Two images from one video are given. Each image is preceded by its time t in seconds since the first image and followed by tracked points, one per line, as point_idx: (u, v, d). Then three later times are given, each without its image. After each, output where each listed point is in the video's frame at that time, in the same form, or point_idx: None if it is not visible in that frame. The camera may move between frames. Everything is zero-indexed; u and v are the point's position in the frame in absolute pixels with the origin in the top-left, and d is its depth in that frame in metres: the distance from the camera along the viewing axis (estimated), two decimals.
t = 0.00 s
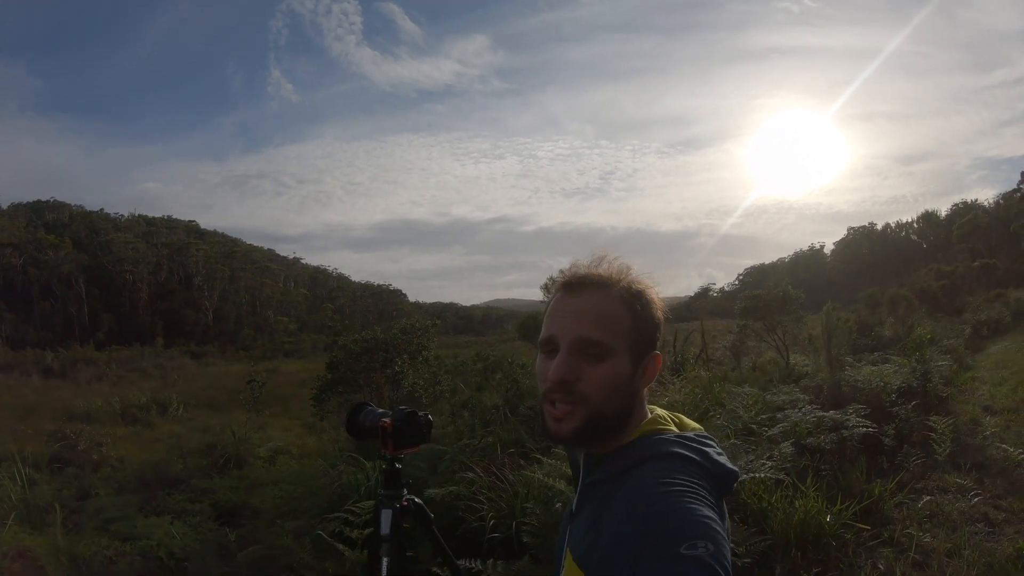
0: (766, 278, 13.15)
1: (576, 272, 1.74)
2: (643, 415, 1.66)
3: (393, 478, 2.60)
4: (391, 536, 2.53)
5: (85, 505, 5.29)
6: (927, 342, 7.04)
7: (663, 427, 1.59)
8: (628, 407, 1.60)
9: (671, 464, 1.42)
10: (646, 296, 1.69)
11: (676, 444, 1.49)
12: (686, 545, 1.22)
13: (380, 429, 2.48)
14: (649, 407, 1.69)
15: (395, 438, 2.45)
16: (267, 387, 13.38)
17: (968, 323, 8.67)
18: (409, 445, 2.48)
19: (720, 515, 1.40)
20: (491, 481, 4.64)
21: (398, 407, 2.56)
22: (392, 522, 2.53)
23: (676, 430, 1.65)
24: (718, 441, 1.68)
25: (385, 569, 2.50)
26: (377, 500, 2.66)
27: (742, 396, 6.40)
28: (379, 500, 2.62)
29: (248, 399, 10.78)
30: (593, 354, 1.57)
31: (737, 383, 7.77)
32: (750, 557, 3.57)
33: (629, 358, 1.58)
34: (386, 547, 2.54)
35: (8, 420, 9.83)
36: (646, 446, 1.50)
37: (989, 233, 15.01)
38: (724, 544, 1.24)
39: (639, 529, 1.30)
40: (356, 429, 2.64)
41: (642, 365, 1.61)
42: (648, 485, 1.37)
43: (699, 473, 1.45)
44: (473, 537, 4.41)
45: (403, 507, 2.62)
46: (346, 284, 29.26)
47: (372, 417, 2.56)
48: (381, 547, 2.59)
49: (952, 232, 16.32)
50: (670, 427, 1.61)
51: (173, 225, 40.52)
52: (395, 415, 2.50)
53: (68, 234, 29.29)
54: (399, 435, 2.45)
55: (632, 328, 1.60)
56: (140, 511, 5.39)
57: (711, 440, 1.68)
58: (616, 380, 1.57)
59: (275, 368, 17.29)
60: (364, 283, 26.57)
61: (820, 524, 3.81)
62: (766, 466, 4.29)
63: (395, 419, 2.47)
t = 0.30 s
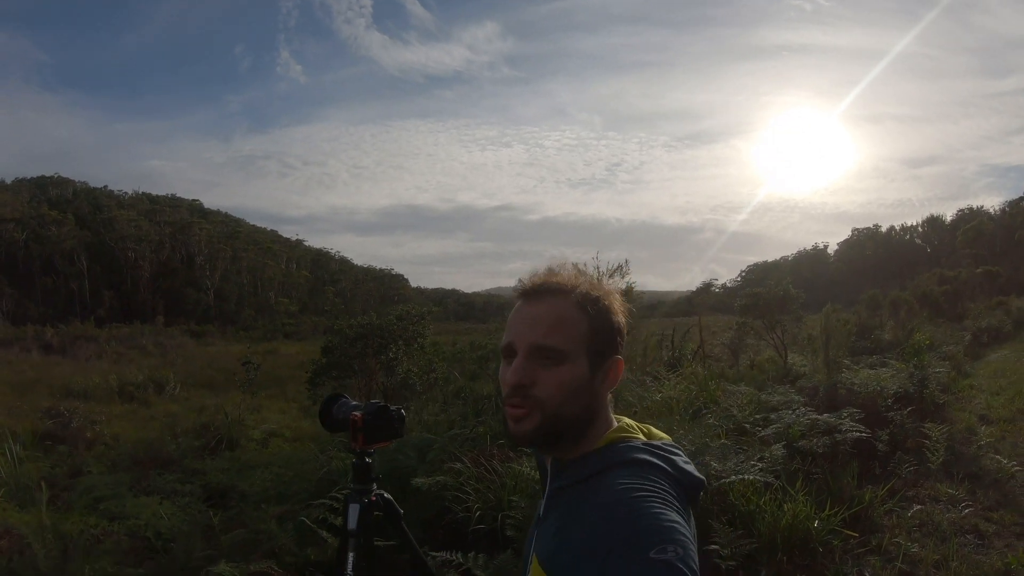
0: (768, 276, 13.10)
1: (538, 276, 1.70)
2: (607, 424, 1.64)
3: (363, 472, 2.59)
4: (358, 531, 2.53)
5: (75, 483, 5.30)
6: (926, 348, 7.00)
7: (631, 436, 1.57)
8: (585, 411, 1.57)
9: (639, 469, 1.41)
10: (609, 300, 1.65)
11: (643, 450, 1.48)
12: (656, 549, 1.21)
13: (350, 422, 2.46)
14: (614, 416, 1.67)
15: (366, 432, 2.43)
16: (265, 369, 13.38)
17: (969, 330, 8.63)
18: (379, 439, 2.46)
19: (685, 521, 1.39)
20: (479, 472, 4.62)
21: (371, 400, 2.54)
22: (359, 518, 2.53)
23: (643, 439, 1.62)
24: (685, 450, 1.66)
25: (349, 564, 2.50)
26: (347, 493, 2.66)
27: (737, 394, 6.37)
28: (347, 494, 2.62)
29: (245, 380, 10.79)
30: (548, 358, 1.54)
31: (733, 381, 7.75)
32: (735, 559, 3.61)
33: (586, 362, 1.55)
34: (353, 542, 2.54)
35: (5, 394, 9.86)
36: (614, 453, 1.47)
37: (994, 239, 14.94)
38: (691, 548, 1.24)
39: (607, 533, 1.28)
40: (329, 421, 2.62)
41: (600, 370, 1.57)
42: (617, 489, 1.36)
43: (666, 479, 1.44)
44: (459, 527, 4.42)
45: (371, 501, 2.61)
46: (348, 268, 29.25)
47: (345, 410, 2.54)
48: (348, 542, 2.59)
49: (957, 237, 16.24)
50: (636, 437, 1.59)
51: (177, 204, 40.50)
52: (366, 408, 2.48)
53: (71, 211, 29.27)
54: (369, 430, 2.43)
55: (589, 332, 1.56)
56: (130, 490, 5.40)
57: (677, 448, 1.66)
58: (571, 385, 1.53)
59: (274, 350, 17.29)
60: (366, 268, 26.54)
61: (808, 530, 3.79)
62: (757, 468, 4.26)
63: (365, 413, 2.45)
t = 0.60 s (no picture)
0: (778, 273, 13.02)
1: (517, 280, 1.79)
2: (598, 422, 1.61)
3: (362, 468, 2.59)
4: (357, 527, 2.54)
5: (83, 475, 5.34)
6: (936, 347, 6.94)
7: (626, 431, 1.54)
8: (538, 408, 1.58)
9: (632, 463, 1.40)
10: (565, 293, 1.63)
11: (637, 445, 1.46)
12: (650, 541, 1.21)
13: (351, 417, 2.46)
14: (608, 411, 1.65)
15: (365, 427, 2.43)
16: (274, 362, 13.43)
17: (979, 330, 8.55)
18: (380, 434, 2.45)
19: (681, 514, 1.38)
20: (484, 467, 4.61)
21: (371, 395, 2.54)
22: (358, 513, 2.54)
23: (639, 435, 1.60)
24: (680, 444, 1.64)
25: (349, 559, 2.50)
26: (347, 488, 2.67)
27: (745, 392, 6.34)
28: (348, 489, 2.64)
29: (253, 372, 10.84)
30: (494, 357, 1.61)
31: (741, 378, 7.71)
32: (740, 559, 3.62)
33: (526, 360, 1.57)
34: (352, 537, 2.55)
35: (15, 387, 9.93)
36: (609, 448, 1.45)
37: (1006, 239, 14.80)
38: (685, 540, 1.23)
39: (601, 530, 1.27)
40: (330, 415, 2.62)
41: (546, 366, 1.57)
42: (611, 483, 1.34)
43: (661, 472, 1.42)
44: (464, 522, 4.43)
45: (371, 497, 2.62)
46: (357, 261, 29.31)
47: (345, 405, 2.54)
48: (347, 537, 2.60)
49: (968, 236, 16.10)
50: (632, 433, 1.56)
51: (188, 197, 40.71)
52: (366, 403, 2.48)
53: (82, 203, 29.44)
54: (369, 425, 2.43)
55: (528, 331, 1.58)
56: (137, 482, 5.44)
57: (673, 443, 1.64)
58: (513, 382, 1.58)
59: (283, 343, 17.36)
60: (375, 262, 26.58)
61: (813, 529, 3.77)
62: (763, 466, 4.23)
63: (365, 408, 2.45)
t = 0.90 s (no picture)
0: (790, 275, 12.92)
1: (511, 279, 1.79)
2: (588, 418, 1.58)
3: (365, 464, 2.58)
4: (358, 524, 2.53)
5: (92, 470, 5.37)
6: (949, 351, 6.86)
7: (615, 426, 1.52)
8: (520, 406, 1.57)
9: (620, 458, 1.37)
10: (547, 289, 1.61)
11: (625, 439, 1.44)
12: (636, 535, 1.18)
13: (354, 413, 2.45)
14: (598, 406, 1.62)
15: (368, 423, 2.42)
16: (285, 360, 13.48)
17: (993, 334, 8.45)
18: (383, 431, 2.44)
19: (669, 508, 1.36)
20: (493, 467, 4.58)
21: (376, 391, 2.53)
22: (359, 510, 2.53)
23: (628, 429, 1.57)
24: (669, 438, 1.62)
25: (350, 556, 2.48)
26: (350, 484, 2.66)
27: (755, 394, 6.29)
28: (350, 485, 2.63)
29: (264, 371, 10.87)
30: (481, 355, 1.62)
31: (752, 380, 7.65)
32: (748, 562, 3.57)
33: (507, 358, 1.57)
34: (353, 534, 2.54)
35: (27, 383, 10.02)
36: (596, 443, 1.43)
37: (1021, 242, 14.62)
38: (672, 533, 1.21)
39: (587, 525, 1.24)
40: (334, 411, 2.61)
41: (525, 364, 1.55)
42: (598, 477, 1.32)
43: (650, 466, 1.40)
44: (471, 521, 4.41)
45: (373, 494, 2.60)
46: (368, 260, 29.37)
47: (349, 401, 2.53)
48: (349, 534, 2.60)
49: (981, 239, 15.93)
50: (621, 427, 1.53)
51: (201, 196, 40.96)
52: (370, 399, 2.47)
53: (96, 202, 29.68)
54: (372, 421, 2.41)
55: (509, 329, 1.57)
56: (146, 478, 5.47)
57: (662, 437, 1.62)
58: (496, 379, 1.58)
59: (295, 341, 17.43)
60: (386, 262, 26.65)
61: (822, 533, 3.73)
62: (772, 469, 4.19)
63: (369, 404, 2.44)
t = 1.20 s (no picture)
0: (803, 275, 12.84)
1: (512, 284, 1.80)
2: (590, 422, 1.58)
3: (377, 468, 2.59)
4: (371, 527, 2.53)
5: (107, 474, 5.42)
6: (963, 351, 6.80)
7: (616, 431, 1.52)
8: (524, 411, 1.58)
9: (620, 462, 1.38)
10: (547, 295, 1.62)
11: (626, 444, 1.45)
12: (630, 540, 1.20)
13: (366, 417, 2.46)
14: (600, 411, 1.62)
15: (382, 427, 2.43)
16: (297, 363, 13.54)
17: (1008, 333, 8.36)
18: (395, 435, 2.45)
19: (668, 513, 1.37)
20: (505, 469, 4.58)
21: (389, 396, 2.54)
22: (372, 513, 2.53)
23: (630, 434, 1.57)
24: (671, 444, 1.62)
25: (363, 558, 2.48)
26: (363, 488, 2.66)
27: (768, 395, 6.26)
28: (363, 489, 2.63)
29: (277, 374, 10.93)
30: (484, 361, 1.63)
31: (764, 382, 7.61)
32: (761, 564, 3.55)
33: (509, 363, 1.58)
34: (366, 537, 2.53)
35: (43, 387, 10.13)
36: (596, 447, 1.44)
37: None
38: (668, 539, 1.23)
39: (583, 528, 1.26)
40: (347, 415, 2.62)
41: (527, 370, 1.56)
42: (597, 481, 1.33)
43: (649, 471, 1.42)
44: (483, 523, 4.43)
45: (386, 497, 2.61)
46: (380, 264, 29.48)
47: (362, 405, 2.55)
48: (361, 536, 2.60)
49: (995, 237, 15.78)
50: (623, 432, 1.54)
51: (214, 201, 41.25)
52: (382, 404, 2.48)
53: (110, 207, 29.94)
54: (385, 425, 2.43)
55: (510, 335, 1.58)
56: (161, 481, 5.52)
57: (664, 442, 1.62)
58: (499, 385, 1.59)
59: (307, 345, 17.51)
60: (397, 265, 26.74)
61: (835, 535, 3.71)
62: (785, 471, 4.17)
63: (382, 408, 2.45)
